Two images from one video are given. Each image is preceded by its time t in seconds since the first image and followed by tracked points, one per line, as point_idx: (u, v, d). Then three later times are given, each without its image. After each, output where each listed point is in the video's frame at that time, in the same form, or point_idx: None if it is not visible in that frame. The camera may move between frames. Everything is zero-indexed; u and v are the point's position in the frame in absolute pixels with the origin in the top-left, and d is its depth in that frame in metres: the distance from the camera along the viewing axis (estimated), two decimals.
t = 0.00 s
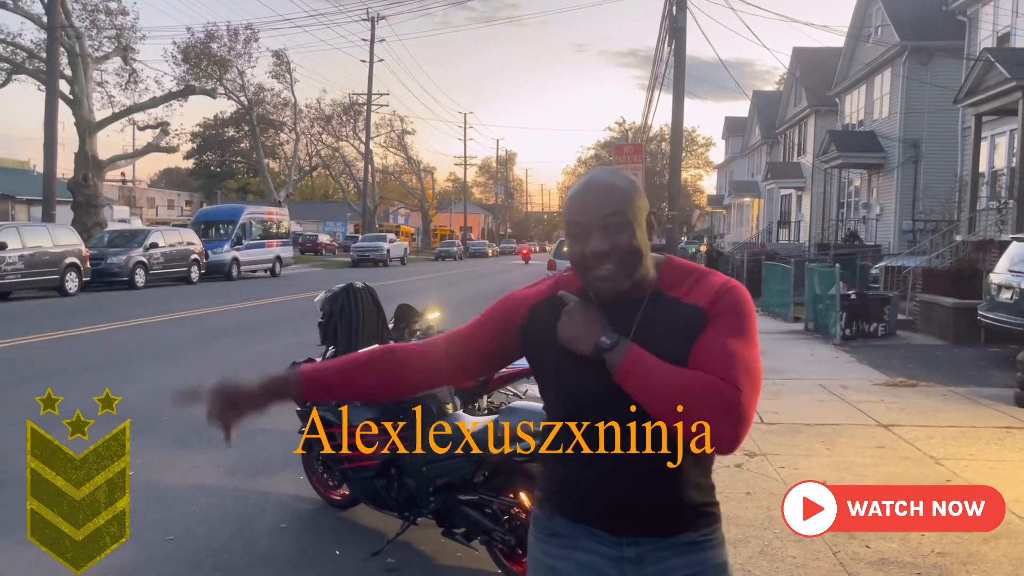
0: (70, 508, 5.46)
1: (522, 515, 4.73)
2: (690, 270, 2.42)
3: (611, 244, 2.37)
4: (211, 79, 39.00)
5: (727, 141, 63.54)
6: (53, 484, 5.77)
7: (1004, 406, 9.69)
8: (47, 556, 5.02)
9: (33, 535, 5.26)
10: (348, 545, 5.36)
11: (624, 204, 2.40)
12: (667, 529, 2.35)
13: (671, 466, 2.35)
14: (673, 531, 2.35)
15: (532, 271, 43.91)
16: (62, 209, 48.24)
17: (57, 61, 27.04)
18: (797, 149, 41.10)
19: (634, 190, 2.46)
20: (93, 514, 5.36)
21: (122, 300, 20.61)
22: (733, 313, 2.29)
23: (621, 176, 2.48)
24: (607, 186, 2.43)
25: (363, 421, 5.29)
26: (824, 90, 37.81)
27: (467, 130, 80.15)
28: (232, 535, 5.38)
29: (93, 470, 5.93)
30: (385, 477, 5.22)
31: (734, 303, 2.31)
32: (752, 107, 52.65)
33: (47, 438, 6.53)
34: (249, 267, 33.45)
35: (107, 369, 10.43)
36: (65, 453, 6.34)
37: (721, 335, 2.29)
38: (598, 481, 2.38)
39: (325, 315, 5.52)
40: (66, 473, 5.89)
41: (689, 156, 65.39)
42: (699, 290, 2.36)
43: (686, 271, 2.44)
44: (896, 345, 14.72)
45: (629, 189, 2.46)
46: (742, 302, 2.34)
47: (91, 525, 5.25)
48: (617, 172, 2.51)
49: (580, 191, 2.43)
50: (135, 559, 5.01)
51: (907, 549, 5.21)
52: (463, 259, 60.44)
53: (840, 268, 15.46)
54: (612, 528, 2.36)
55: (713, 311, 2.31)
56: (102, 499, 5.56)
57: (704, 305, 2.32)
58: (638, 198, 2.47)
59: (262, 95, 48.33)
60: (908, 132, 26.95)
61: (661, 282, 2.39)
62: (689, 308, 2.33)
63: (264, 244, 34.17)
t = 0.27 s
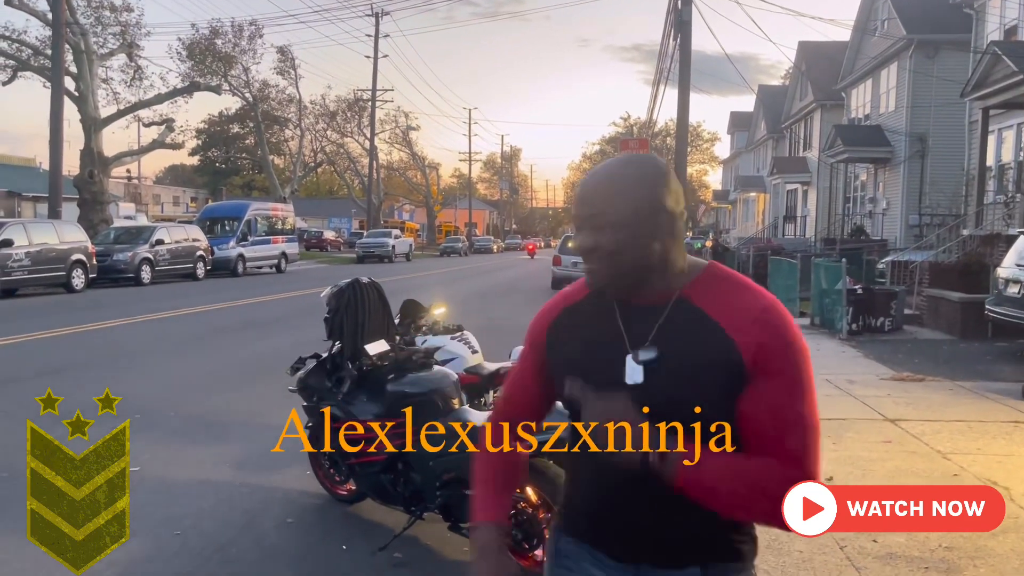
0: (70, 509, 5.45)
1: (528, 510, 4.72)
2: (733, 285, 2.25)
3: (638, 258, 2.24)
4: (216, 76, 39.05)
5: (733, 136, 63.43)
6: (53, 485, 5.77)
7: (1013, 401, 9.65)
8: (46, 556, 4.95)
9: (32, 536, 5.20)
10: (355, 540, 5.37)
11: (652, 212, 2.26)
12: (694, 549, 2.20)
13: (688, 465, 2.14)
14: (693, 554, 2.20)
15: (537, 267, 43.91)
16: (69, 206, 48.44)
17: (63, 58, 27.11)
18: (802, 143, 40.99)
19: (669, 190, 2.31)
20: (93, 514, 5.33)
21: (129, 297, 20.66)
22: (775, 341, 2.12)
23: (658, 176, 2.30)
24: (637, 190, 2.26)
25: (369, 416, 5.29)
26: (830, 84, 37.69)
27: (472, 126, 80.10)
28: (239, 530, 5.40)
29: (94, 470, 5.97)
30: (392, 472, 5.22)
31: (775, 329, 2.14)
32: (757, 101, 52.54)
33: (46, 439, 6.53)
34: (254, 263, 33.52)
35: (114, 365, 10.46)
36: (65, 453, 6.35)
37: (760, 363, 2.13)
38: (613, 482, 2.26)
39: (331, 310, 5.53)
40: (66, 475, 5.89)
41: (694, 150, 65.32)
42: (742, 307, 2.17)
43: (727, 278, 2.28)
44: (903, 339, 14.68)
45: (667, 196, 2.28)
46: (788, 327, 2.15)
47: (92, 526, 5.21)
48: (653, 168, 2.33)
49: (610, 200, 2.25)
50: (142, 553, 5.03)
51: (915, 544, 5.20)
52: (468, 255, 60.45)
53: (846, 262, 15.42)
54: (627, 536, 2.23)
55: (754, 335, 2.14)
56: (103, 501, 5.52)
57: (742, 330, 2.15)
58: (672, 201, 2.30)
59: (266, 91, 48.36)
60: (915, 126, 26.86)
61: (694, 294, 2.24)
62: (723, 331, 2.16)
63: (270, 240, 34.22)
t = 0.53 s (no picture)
0: (70, 508, 5.42)
1: (532, 504, 4.70)
2: (747, 293, 1.88)
3: (641, 263, 2.05)
4: (218, 72, 39.04)
5: (736, 130, 63.36)
6: (53, 484, 5.74)
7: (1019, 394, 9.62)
8: (46, 556, 4.90)
9: (32, 536, 5.15)
10: (359, 535, 5.36)
11: (644, 213, 2.01)
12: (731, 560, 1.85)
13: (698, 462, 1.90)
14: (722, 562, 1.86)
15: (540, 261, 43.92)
16: (72, 203, 48.56)
17: (65, 55, 27.09)
18: (806, 137, 40.92)
19: (686, 185, 2.01)
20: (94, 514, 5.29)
21: (132, 293, 20.68)
22: (764, 363, 1.74)
23: (668, 167, 2.01)
24: (634, 187, 2.02)
25: (372, 411, 5.28)
26: (833, 77, 37.60)
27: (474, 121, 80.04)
28: (243, 526, 5.39)
29: (94, 471, 5.92)
30: (396, 467, 5.24)
31: (770, 350, 1.75)
32: (760, 95, 52.47)
33: (46, 439, 6.50)
34: (258, 259, 33.55)
35: (117, 361, 10.46)
36: (65, 453, 6.32)
37: (738, 391, 1.77)
38: (632, 487, 2.09)
39: (333, 305, 5.52)
40: (66, 474, 5.88)
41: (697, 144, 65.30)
42: (737, 321, 1.84)
43: (750, 283, 1.91)
44: (907, 333, 14.66)
45: (678, 191, 2.01)
46: (791, 348, 1.74)
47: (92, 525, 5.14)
48: (675, 158, 2.03)
49: (603, 199, 2.06)
50: (146, 549, 5.02)
51: (922, 539, 5.16)
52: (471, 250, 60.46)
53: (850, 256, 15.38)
54: (647, 551, 2.03)
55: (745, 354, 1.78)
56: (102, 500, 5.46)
57: (727, 349, 1.81)
58: (684, 200, 2.00)
59: (269, 87, 48.34)
60: (919, 119, 26.81)
61: (700, 302, 1.95)
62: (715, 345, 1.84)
63: (273, 236, 34.24)
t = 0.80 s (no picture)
0: (70, 508, 5.42)
1: (533, 499, 4.72)
2: (758, 266, 1.77)
3: (679, 220, 1.96)
4: (218, 69, 39.04)
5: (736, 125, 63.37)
6: (55, 486, 5.73)
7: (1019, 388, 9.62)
8: (47, 556, 4.89)
9: (33, 535, 5.14)
10: (360, 531, 5.37)
11: (687, 166, 1.91)
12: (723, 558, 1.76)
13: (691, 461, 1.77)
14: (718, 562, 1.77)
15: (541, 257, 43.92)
16: (73, 200, 48.57)
17: (65, 53, 27.07)
18: (806, 131, 40.91)
19: (744, 150, 1.89)
20: (93, 514, 5.28)
21: (134, 291, 20.69)
22: (737, 336, 1.63)
23: (726, 124, 1.89)
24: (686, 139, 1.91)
25: (373, 407, 5.29)
26: (834, 71, 37.55)
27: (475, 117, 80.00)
28: (245, 522, 5.41)
29: (94, 470, 5.94)
30: (396, 462, 5.27)
31: (746, 325, 1.64)
32: (760, 90, 52.46)
33: (46, 438, 6.51)
34: (259, 256, 33.55)
35: (118, 359, 10.48)
36: (65, 453, 6.33)
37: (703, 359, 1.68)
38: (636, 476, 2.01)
39: (333, 301, 5.53)
40: (66, 474, 5.90)
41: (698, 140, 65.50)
42: (735, 289, 1.73)
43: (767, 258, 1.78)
44: (908, 328, 14.66)
45: (732, 153, 1.88)
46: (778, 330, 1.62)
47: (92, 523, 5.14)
48: (741, 118, 1.91)
49: (655, 144, 1.97)
50: (148, 546, 5.02)
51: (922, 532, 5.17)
52: (473, 247, 60.45)
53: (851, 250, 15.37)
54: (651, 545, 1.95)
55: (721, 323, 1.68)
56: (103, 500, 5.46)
57: (711, 316, 1.71)
58: (734, 163, 1.88)
59: (269, 84, 48.28)
60: (919, 113, 26.77)
61: (718, 271, 1.84)
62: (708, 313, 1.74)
63: (274, 233, 34.25)
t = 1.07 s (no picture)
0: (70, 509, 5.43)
1: (532, 495, 4.75)
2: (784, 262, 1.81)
3: (726, 214, 2.00)
4: (216, 67, 38.99)
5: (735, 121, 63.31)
6: (55, 487, 5.74)
7: (1017, 382, 9.64)
8: (47, 554, 4.90)
9: (33, 535, 5.15)
10: (361, 528, 5.40)
11: (734, 160, 1.95)
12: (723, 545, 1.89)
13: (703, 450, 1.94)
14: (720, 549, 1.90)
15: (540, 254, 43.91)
16: (71, 199, 48.56)
17: (63, 51, 27.05)
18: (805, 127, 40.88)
19: (796, 149, 1.91)
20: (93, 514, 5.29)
21: (133, 289, 20.69)
22: (745, 325, 1.70)
23: (779, 122, 1.92)
24: (738, 135, 1.95)
25: (372, 404, 5.31)
26: (832, 67, 37.52)
27: (473, 114, 79.91)
28: (246, 519, 5.43)
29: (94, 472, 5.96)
30: (396, 459, 5.28)
31: (756, 313, 1.70)
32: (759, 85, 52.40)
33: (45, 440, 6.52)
34: (258, 254, 33.54)
35: (118, 357, 10.49)
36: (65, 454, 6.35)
37: (715, 346, 1.75)
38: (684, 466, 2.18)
39: (332, 298, 5.53)
40: (66, 473, 5.94)
41: (697, 136, 65.44)
42: (756, 280, 1.79)
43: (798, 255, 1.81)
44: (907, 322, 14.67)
45: (781, 149, 1.91)
46: (785, 322, 1.67)
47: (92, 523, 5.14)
48: (796, 117, 1.94)
49: (713, 139, 2.03)
50: (148, 543, 5.04)
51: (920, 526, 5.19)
52: (472, 244, 60.41)
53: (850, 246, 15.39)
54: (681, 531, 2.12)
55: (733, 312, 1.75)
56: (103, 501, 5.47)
57: (728, 306, 1.77)
58: (782, 162, 1.91)
59: (267, 81, 48.21)
60: (918, 108, 26.77)
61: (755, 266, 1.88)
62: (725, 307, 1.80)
63: (273, 231, 34.23)
